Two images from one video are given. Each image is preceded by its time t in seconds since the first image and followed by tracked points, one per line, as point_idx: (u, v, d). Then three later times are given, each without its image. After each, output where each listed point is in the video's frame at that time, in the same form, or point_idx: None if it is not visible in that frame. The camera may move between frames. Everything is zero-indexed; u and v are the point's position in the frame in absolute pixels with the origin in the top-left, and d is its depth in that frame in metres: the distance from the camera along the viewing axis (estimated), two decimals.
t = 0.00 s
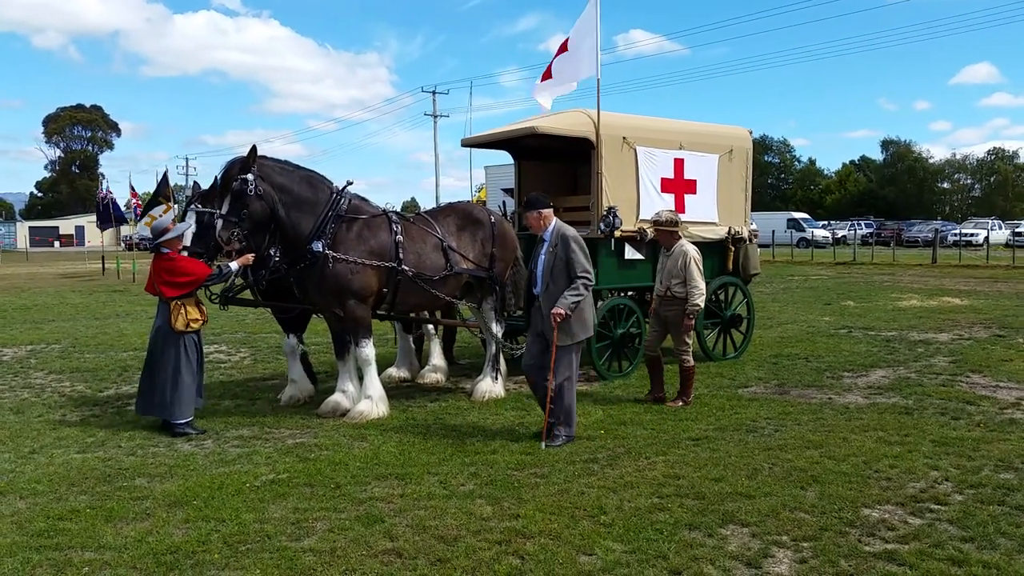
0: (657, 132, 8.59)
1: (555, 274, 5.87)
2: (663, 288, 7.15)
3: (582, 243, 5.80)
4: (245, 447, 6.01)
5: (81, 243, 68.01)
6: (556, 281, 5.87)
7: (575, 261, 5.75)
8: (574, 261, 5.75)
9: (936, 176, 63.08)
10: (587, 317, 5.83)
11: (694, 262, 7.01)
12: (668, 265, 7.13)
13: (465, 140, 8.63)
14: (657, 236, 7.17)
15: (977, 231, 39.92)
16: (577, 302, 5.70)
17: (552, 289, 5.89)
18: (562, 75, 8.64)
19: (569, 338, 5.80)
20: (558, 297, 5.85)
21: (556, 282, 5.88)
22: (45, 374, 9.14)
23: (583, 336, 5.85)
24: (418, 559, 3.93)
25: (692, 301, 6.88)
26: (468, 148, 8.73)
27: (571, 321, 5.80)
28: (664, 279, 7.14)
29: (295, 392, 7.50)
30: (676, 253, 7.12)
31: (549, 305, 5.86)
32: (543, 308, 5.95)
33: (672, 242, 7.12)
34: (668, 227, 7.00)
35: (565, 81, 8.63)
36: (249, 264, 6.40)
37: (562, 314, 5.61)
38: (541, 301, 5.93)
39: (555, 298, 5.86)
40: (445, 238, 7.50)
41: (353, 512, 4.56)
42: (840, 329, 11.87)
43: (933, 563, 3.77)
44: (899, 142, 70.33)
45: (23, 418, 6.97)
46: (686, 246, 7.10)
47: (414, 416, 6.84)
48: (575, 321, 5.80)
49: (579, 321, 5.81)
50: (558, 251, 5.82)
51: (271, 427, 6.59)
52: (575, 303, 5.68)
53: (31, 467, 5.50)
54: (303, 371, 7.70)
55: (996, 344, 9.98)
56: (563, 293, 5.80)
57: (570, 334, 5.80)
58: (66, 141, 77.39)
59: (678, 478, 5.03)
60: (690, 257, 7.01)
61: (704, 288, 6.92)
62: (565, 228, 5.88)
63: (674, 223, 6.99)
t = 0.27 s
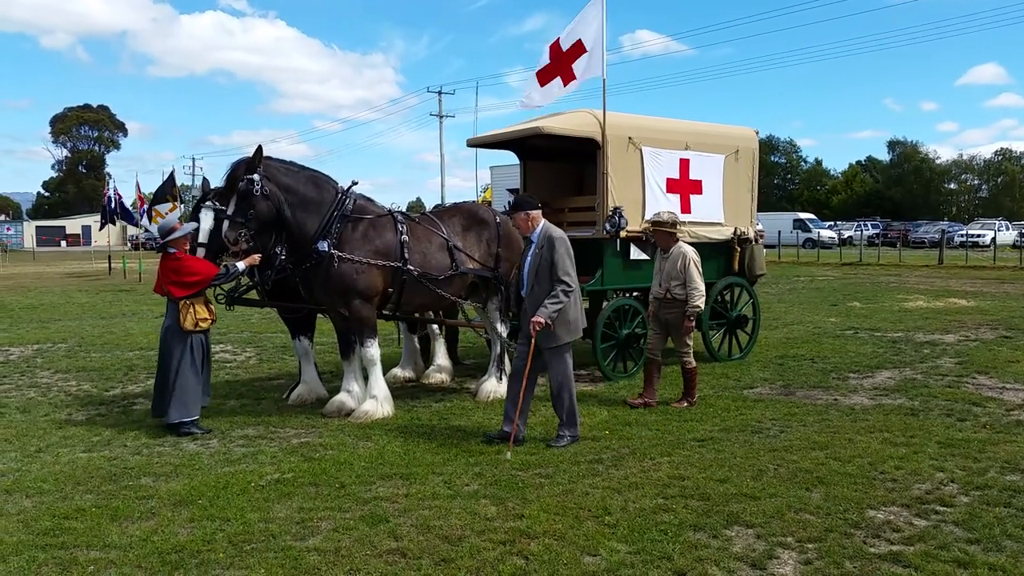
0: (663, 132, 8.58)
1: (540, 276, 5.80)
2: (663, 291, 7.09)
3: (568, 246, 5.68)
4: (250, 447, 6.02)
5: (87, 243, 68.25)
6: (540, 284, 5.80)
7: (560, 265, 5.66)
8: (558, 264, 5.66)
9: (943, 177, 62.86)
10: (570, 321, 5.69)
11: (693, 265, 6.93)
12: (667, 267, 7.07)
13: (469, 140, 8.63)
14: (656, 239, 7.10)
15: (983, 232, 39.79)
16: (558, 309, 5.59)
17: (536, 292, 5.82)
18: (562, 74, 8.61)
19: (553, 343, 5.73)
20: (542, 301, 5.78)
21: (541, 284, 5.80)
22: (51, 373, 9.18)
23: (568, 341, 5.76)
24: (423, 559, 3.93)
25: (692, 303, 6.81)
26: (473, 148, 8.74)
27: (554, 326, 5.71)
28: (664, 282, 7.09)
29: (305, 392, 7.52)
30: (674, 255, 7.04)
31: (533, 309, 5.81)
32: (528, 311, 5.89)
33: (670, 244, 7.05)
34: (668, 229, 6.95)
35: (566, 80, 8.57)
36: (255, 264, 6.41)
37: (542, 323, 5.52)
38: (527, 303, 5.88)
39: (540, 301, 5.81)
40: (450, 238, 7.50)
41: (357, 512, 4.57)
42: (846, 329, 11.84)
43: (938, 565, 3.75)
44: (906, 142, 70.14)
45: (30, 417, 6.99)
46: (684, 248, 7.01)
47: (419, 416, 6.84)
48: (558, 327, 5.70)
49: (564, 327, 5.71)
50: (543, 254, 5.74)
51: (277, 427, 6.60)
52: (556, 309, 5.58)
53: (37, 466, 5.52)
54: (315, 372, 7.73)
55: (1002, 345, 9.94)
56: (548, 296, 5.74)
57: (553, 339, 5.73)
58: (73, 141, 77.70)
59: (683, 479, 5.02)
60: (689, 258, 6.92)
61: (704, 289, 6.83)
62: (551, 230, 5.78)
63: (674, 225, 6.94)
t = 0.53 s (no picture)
0: (666, 134, 8.58)
1: (520, 278, 5.74)
2: (652, 294, 7.01)
3: (550, 249, 5.64)
4: (253, 448, 6.03)
5: (90, 245, 68.36)
6: (519, 286, 5.75)
7: (540, 268, 5.62)
8: (540, 267, 5.62)
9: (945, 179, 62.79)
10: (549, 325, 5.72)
11: (680, 267, 6.84)
12: (655, 270, 6.97)
13: (473, 142, 8.63)
14: (644, 241, 7.06)
15: (986, 235, 39.76)
16: (540, 312, 5.61)
17: (515, 294, 5.77)
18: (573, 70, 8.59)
19: (530, 348, 5.71)
20: (522, 304, 5.74)
21: (520, 287, 5.75)
22: (55, 374, 9.19)
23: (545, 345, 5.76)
24: (425, 561, 3.94)
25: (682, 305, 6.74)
26: (476, 150, 8.75)
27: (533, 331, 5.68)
28: (653, 286, 7.00)
29: (308, 394, 7.52)
30: (661, 258, 6.97)
31: (513, 313, 5.76)
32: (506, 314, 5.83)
33: (658, 246, 6.99)
34: (657, 230, 6.92)
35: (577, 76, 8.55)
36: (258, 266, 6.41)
37: (525, 327, 5.53)
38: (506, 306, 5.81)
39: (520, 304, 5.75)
40: (453, 240, 7.50)
41: (360, 514, 4.57)
42: (849, 332, 11.83)
43: (941, 568, 3.75)
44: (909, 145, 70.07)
45: (33, 418, 7.01)
46: (672, 250, 6.94)
47: (421, 418, 6.85)
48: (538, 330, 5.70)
49: (541, 332, 5.69)
50: (524, 256, 5.68)
51: (279, 428, 6.61)
52: (538, 313, 5.60)
53: (40, 467, 5.53)
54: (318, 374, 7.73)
55: (1005, 348, 9.93)
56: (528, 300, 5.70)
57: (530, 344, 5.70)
58: (76, 143, 77.87)
59: (686, 481, 5.02)
60: (677, 260, 6.85)
61: (694, 290, 6.78)
62: (534, 232, 5.72)
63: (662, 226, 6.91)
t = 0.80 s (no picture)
0: (667, 137, 8.59)
1: (503, 280, 5.75)
2: (638, 295, 6.96)
3: (533, 249, 5.65)
4: (253, 449, 6.03)
5: (91, 245, 68.39)
6: (503, 288, 5.75)
7: (523, 269, 5.61)
8: (523, 268, 5.61)
9: (946, 182, 62.78)
10: (534, 325, 5.72)
11: (667, 268, 6.82)
12: (642, 271, 6.94)
13: (475, 143, 8.64)
14: (630, 242, 7.02)
15: (986, 238, 39.75)
16: (526, 313, 5.61)
17: (499, 296, 5.78)
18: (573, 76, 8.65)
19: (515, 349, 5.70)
20: (507, 306, 5.74)
21: (504, 288, 5.76)
22: (55, 374, 9.20)
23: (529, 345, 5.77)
24: (425, 561, 3.94)
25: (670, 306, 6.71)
26: (478, 152, 8.76)
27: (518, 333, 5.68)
28: (640, 287, 6.96)
29: (308, 395, 7.52)
30: (648, 259, 6.93)
31: (498, 315, 5.77)
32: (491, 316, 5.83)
33: (645, 247, 6.96)
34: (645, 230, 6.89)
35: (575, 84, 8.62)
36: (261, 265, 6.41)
37: (512, 328, 5.54)
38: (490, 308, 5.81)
39: (504, 307, 5.76)
40: (454, 241, 7.51)
41: (360, 514, 4.57)
42: (849, 334, 11.83)
43: (941, 571, 3.75)
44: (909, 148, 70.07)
45: (33, 417, 7.01)
46: (658, 250, 6.92)
47: (421, 419, 6.85)
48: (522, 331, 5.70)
49: (526, 334, 5.69)
50: (507, 257, 5.69)
51: (280, 429, 6.62)
52: (523, 313, 5.61)
53: (41, 466, 5.53)
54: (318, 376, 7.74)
55: (1006, 351, 9.92)
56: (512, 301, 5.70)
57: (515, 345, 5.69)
58: (78, 143, 77.92)
59: (686, 483, 5.02)
60: (664, 260, 6.84)
61: (681, 291, 6.77)
62: (516, 232, 5.72)
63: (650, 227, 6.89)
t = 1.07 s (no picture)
0: (670, 137, 8.58)
1: (488, 283, 5.71)
2: (626, 300, 6.73)
3: (516, 250, 5.61)
4: (257, 449, 6.04)
5: (94, 244, 68.50)
6: (489, 290, 5.71)
7: (508, 271, 5.58)
8: (507, 269, 5.57)
9: (949, 183, 62.70)
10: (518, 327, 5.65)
11: (656, 272, 6.58)
12: (629, 276, 6.69)
13: (477, 144, 8.65)
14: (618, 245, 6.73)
15: (990, 239, 39.69)
16: (511, 314, 5.57)
17: (485, 297, 5.74)
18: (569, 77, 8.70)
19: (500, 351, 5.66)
20: (492, 308, 5.69)
21: (489, 291, 5.72)
22: (58, 373, 9.22)
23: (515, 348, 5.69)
24: (429, 562, 3.94)
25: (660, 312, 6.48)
26: (481, 152, 8.76)
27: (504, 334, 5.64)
28: (628, 292, 6.72)
29: (311, 395, 7.53)
30: (636, 263, 6.68)
31: (482, 317, 5.72)
32: (476, 318, 5.78)
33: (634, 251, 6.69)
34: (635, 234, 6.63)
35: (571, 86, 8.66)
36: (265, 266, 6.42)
37: (496, 329, 5.51)
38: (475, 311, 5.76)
39: (489, 309, 5.71)
40: (457, 242, 7.52)
41: (364, 514, 4.58)
42: (852, 336, 11.82)
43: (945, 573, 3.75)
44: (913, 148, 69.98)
45: (37, 417, 7.03)
46: (647, 254, 6.66)
47: (424, 419, 6.85)
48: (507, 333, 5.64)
49: (510, 335, 5.64)
50: (492, 260, 5.67)
51: (283, 429, 6.62)
52: (507, 315, 5.55)
53: (45, 466, 5.55)
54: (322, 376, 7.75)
55: (1009, 353, 9.90)
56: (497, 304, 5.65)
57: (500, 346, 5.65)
58: (81, 142, 78.05)
59: (689, 484, 5.02)
60: (653, 265, 6.59)
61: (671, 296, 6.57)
62: (500, 235, 5.70)
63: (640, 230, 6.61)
